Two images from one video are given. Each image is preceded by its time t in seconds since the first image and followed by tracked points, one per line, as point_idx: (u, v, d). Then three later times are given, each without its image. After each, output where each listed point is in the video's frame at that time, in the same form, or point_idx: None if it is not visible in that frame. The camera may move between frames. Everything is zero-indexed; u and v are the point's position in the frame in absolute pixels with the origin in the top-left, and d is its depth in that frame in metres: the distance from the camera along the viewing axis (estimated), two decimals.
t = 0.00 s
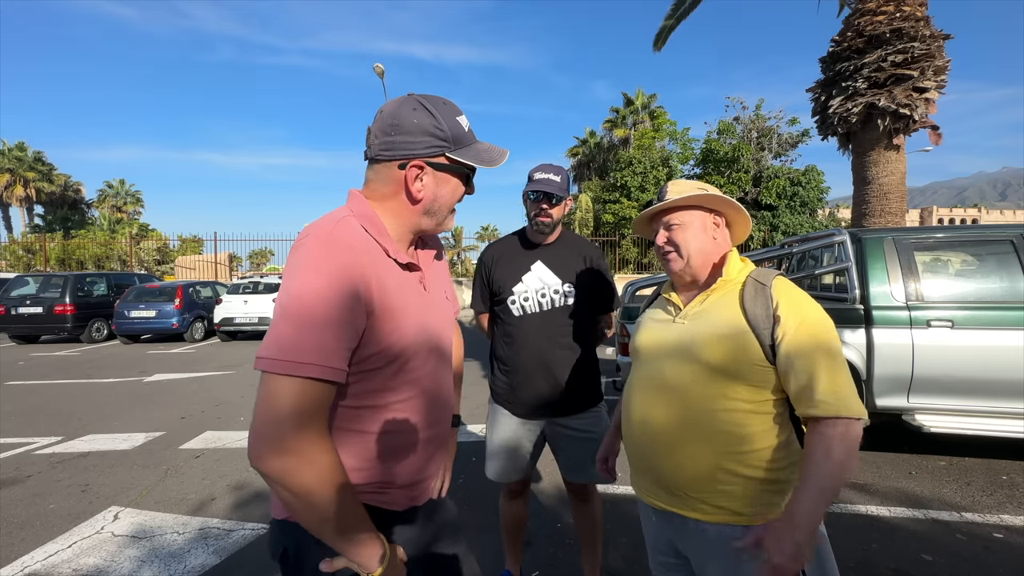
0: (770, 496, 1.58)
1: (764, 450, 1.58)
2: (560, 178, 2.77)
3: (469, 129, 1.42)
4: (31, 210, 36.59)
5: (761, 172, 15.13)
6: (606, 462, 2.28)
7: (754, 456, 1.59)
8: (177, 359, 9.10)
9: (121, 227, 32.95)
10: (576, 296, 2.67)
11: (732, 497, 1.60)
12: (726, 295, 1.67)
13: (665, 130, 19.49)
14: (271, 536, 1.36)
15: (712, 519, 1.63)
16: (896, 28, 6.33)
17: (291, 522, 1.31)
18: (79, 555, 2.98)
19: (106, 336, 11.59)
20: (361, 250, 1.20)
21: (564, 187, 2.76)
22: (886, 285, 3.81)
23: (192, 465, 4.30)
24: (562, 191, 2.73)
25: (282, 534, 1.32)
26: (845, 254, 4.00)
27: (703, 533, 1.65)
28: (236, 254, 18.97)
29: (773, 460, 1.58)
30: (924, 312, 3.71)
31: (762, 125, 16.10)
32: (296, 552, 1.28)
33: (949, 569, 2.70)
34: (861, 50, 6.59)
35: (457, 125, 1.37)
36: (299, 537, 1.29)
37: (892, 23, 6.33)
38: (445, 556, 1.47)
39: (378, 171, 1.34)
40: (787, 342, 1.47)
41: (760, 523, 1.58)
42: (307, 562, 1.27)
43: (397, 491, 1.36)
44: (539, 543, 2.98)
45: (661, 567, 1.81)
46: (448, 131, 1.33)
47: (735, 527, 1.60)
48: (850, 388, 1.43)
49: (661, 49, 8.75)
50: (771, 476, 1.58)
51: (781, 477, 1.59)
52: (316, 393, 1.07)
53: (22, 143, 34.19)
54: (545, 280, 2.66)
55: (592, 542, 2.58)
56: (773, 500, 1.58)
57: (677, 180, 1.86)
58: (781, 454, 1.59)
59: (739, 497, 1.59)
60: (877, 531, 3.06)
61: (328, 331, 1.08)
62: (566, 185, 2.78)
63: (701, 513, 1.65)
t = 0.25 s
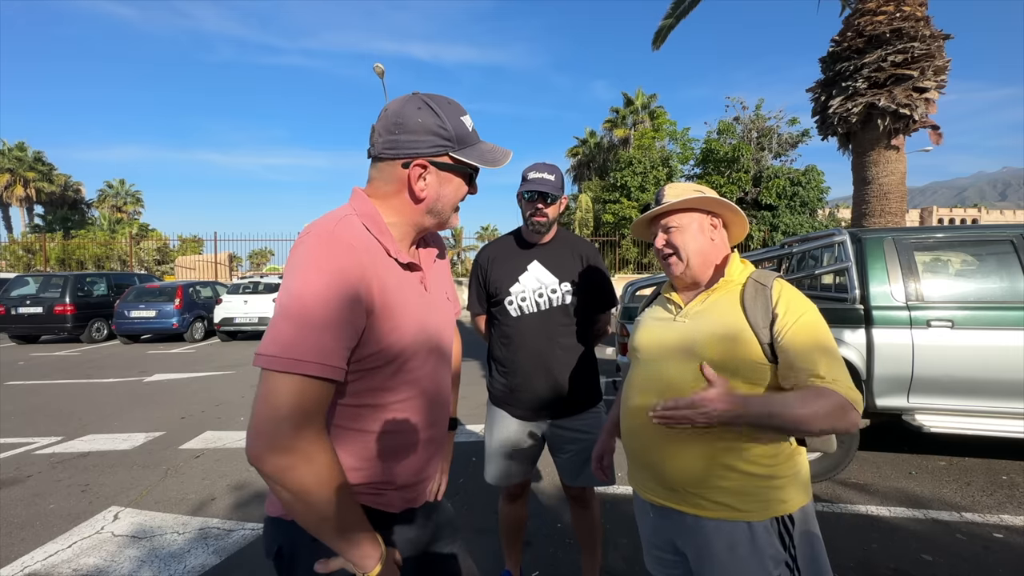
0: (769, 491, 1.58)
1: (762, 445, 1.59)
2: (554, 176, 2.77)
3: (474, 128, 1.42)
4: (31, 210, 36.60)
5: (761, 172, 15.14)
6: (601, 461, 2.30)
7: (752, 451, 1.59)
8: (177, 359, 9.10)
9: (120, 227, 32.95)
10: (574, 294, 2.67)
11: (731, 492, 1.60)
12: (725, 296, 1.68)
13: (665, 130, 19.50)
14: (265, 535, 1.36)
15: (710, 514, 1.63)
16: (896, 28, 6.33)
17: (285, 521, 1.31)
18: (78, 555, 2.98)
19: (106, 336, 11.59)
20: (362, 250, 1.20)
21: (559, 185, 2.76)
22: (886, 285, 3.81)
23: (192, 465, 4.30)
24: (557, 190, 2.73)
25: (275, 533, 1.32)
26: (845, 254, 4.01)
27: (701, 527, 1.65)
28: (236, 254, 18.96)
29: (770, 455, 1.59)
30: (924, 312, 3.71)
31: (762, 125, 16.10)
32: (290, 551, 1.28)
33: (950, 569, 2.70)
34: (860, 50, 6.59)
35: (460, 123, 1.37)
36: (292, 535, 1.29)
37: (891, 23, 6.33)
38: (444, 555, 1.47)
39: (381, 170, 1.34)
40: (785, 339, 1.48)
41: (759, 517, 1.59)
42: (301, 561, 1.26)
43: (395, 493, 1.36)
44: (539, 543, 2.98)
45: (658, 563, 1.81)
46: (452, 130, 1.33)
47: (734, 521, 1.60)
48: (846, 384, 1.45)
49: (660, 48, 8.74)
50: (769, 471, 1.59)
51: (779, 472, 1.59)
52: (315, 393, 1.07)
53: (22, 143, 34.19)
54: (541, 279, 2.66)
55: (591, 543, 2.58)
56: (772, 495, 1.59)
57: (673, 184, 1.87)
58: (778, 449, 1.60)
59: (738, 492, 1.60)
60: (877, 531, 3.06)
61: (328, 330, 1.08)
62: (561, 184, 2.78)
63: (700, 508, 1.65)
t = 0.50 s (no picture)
0: (766, 488, 1.59)
1: (759, 443, 1.59)
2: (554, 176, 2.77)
3: (474, 128, 1.42)
4: (30, 210, 36.61)
5: (761, 172, 15.14)
6: (601, 461, 2.30)
7: (750, 449, 1.59)
8: (177, 360, 9.10)
9: (120, 227, 32.95)
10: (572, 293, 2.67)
11: (729, 490, 1.60)
12: (720, 294, 1.69)
13: (665, 130, 19.50)
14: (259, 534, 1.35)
15: (707, 511, 1.63)
16: (896, 28, 6.33)
17: (279, 521, 1.31)
18: (79, 555, 2.98)
19: (106, 336, 11.59)
20: (361, 250, 1.20)
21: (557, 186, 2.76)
22: (886, 285, 3.81)
23: (192, 465, 4.30)
24: (555, 190, 2.73)
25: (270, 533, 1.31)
26: (845, 254, 4.01)
27: (699, 525, 1.65)
28: (236, 254, 18.96)
29: (768, 453, 1.59)
30: (924, 312, 3.70)
31: (762, 125, 16.10)
32: (285, 550, 1.28)
33: (949, 569, 2.70)
34: (860, 50, 6.59)
35: (461, 123, 1.37)
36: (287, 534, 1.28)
37: (892, 23, 6.32)
38: (442, 555, 1.47)
39: (382, 169, 1.34)
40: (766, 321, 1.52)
41: (756, 514, 1.59)
42: (296, 561, 1.26)
43: (391, 494, 1.35)
44: (539, 543, 2.98)
45: (657, 562, 1.81)
46: (452, 131, 1.33)
47: (732, 519, 1.60)
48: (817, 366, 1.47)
49: (660, 47, 8.75)
50: (766, 469, 1.59)
51: (777, 470, 1.59)
52: (313, 393, 1.07)
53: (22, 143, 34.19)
54: (539, 279, 2.66)
55: (591, 542, 2.58)
56: (769, 493, 1.59)
57: (673, 186, 1.86)
58: (776, 446, 1.61)
59: (735, 490, 1.60)
60: (877, 531, 3.06)
61: (327, 330, 1.08)
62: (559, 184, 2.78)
63: (697, 506, 1.65)
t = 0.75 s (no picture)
0: (764, 488, 1.59)
1: (757, 443, 1.59)
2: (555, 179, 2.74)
3: (474, 130, 1.42)
4: (30, 210, 36.62)
5: (761, 172, 15.14)
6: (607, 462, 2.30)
7: (747, 449, 1.59)
8: (177, 360, 9.10)
9: (120, 227, 32.95)
10: (570, 293, 2.68)
11: (726, 490, 1.60)
12: (715, 294, 1.70)
13: (665, 130, 19.49)
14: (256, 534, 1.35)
15: (704, 511, 1.63)
16: (896, 28, 6.33)
17: (276, 522, 1.31)
18: (79, 555, 2.97)
19: (106, 336, 11.59)
20: (357, 250, 1.20)
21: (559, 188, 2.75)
22: (886, 285, 3.81)
23: (192, 465, 4.30)
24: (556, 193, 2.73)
25: (267, 534, 1.31)
26: (845, 254, 4.01)
27: (697, 525, 1.65)
28: (236, 254, 18.96)
29: (766, 453, 1.59)
30: (924, 312, 3.70)
31: (762, 125, 16.11)
32: (281, 551, 1.28)
33: (949, 569, 2.70)
34: (860, 50, 6.59)
35: (460, 126, 1.37)
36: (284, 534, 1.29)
37: (891, 23, 6.33)
38: (442, 555, 1.47)
39: (381, 170, 1.34)
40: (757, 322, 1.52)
41: (754, 514, 1.59)
42: (292, 562, 1.26)
43: (387, 497, 1.34)
44: (539, 543, 2.98)
45: (658, 562, 1.81)
46: (452, 134, 1.33)
47: (729, 518, 1.60)
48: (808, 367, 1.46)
49: (660, 47, 8.75)
50: (764, 468, 1.59)
51: (775, 470, 1.59)
52: (308, 394, 1.07)
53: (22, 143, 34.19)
54: (537, 280, 2.66)
55: (591, 542, 2.58)
56: (767, 493, 1.59)
57: (688, 179, 1.81)
58: (773, 446, 1.61)
59: (733, 489, 1.60)
60: (878, 531, 3.06)
61: (322, 331, 1.08)
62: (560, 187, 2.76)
63: (695, 505, 1.65)
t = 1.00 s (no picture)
0: (760, 489, 1.59)
1: (755, 444, 1.60)
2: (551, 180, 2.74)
3: (475, 131, 1.41)
4: (30, 210, 36.64)
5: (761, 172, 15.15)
6: (606, 458, 2.29)
7: (744, 450, 1.60)
8: (177, 360, 9.10)
9: (120, 227, 32.94)
10: (569, 293, 2.68)
11: (722, 490, 1.60)
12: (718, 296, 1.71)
13: (665, 130, 19.49)
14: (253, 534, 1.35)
15: (700, 510, 1.64)
16: (896, 28, 6.33)
17: (272, 522, 1.31)
18: (79, 555, 2.97)
19: (106, 336, 11.58)
20: (356, 250, 1.20)
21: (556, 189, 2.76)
22: (886, 285, 3.81)
23: (192, 465, 4.30)
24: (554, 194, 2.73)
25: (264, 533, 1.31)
26: (845, 254, 4.01)
27: (692, 524, 1.65)
28: (236, 254, 18.96)
29: (763, 454, 1.60)
30: (924, 312, 3.70)
31: (762, 125, 16.11)
32: (277, 551, 1.28)
33: (949, 569, 2.70)
34: (860, 50, 6.59)
35: (462, 127, 1.37)
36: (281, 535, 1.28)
37: (892, 23, 6.33)
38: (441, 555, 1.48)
39: (381, 170, 1.34)
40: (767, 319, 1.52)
41: (749, 515, 1.59)
42: (288, 562, 1.26)
43: (384, 498, 1.34)
44: (539, 543, 2.98)
45: (654, 561, 1.81)
46: (453, 135, 1.33)
47: (724, 518, 1.60)
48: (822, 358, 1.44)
49: (661, 48, 8.76)
50: (761, 470, 1.59)
51: (772, 472, 1.60)
52: (304, 395, 1.07)
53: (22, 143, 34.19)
54: (537, 280, 2.66)
55: (590, 541, 2.58)
56: (763, 494, 1.59)
57: (706, 178, 1.77)
58: (771, 448, 1.61)
59: (729, 490, 1.60)
60: (878, 531, 3.06)
61: (318, 332, 1.08)
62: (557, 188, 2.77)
63: (690, 505, 1.65)
